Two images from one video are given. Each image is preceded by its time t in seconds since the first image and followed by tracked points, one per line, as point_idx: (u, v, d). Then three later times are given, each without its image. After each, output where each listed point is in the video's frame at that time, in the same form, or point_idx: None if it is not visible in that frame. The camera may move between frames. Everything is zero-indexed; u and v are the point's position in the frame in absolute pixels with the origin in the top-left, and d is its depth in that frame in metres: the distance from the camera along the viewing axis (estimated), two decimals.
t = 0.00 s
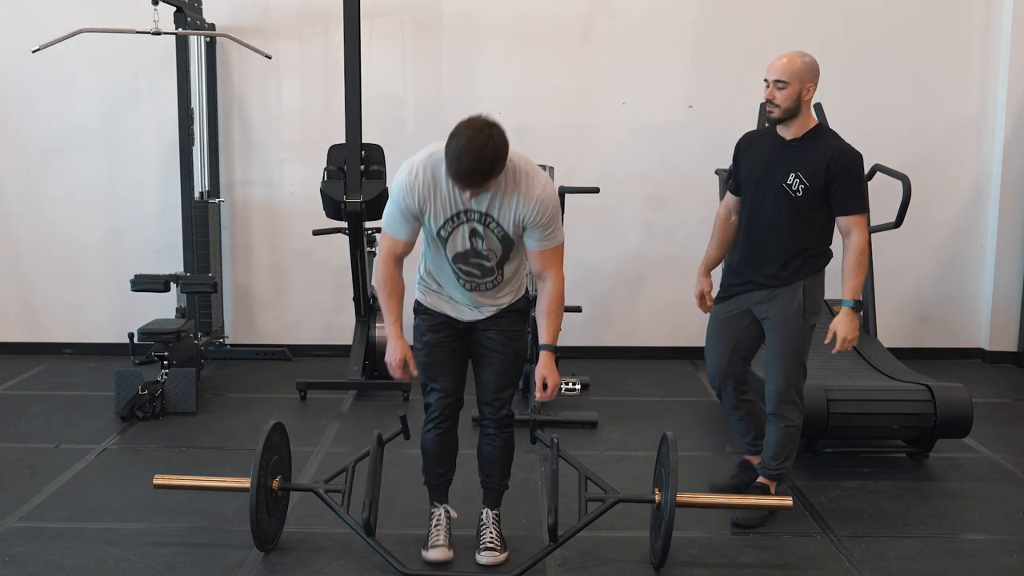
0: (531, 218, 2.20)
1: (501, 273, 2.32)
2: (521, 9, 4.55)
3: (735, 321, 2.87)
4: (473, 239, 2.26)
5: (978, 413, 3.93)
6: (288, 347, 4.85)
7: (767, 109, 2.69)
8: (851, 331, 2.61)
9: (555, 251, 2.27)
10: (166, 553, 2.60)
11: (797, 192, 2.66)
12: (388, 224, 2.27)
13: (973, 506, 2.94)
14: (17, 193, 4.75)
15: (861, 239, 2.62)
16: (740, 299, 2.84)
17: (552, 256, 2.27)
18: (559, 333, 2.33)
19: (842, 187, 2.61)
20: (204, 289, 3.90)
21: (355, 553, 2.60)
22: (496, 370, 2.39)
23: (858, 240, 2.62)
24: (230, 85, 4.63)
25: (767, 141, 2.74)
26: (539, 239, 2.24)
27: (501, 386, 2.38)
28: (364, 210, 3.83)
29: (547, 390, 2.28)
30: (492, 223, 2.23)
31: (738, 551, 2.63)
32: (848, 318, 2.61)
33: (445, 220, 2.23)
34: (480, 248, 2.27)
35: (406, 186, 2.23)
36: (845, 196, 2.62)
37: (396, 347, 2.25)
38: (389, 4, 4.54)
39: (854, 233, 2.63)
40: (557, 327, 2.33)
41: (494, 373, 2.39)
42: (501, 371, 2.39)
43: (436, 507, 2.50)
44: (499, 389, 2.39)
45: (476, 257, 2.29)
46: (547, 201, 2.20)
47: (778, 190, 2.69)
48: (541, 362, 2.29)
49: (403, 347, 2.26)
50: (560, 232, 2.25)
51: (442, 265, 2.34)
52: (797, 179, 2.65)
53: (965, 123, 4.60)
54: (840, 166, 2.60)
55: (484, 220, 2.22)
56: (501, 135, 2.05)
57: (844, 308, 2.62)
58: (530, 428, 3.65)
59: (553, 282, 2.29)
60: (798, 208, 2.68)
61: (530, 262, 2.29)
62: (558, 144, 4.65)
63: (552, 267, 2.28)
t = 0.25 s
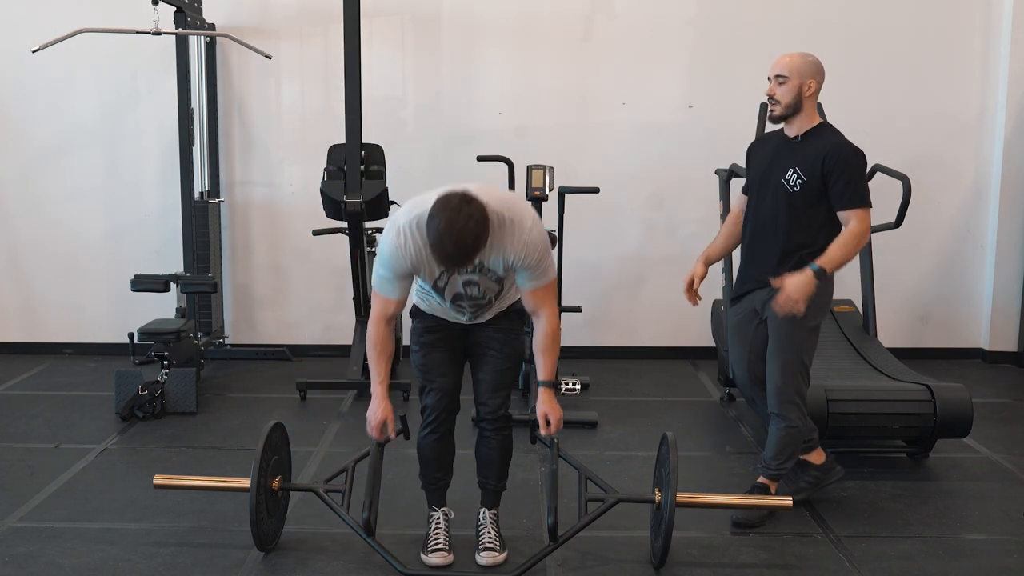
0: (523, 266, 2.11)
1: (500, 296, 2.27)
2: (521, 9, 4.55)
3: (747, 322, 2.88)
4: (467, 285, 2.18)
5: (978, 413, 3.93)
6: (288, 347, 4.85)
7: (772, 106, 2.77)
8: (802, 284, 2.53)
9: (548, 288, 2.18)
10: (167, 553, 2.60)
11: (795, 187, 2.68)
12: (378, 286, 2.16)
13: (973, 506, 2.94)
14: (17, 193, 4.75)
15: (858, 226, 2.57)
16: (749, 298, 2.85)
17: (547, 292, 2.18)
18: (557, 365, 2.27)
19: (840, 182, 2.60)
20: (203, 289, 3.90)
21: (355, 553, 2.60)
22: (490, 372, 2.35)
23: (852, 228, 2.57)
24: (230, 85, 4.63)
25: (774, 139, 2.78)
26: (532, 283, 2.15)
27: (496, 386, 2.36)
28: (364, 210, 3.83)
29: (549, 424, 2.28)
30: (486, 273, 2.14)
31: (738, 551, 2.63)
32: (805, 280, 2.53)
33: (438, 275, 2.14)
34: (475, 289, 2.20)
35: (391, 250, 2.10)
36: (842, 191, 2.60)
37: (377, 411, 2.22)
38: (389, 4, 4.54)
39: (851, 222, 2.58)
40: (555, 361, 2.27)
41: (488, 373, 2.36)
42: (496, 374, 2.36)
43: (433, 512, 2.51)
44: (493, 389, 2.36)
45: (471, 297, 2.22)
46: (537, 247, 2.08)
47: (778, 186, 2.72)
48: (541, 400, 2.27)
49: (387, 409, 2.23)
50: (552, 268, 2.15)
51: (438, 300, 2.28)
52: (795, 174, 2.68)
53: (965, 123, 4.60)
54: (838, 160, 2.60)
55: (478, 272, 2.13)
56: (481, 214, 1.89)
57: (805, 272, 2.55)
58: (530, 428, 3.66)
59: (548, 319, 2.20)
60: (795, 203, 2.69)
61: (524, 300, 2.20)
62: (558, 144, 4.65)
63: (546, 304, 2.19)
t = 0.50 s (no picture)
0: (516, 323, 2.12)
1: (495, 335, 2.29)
2: (521, 9, 4.55)
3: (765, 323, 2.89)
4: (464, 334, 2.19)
5: (978, 413, 3.93)
6: (288, 347, 4.85)
7: (780, 104, 2.79)
8: (786, 189, 2.45)
9: (543, 342, 2.18)
10: (167, 553, 2.60)
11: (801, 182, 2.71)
12: (375, 340, 2.18)
13: (973, 506, 2.94)
14: (17, 193, 4.75)
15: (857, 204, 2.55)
16: (763, 301, 2.88)
17: (541, 345, 2.19)
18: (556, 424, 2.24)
19: (840, 171, 2.61)
20: (203, 289, 3.90)
21: (355, 553, 2.60)
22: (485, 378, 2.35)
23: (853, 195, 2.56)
24: (230, 85, 4.63)
25: (786, 139, 2.83)
26: (526, 339, 2.16)
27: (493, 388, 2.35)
28: (364, 210, 3.83)
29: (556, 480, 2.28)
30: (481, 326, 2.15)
31: (738, 551, 2.63)
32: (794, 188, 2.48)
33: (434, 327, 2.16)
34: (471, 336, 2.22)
35: (388, 309, 2.12)
36: (842, 179, 2.60)
37: (365, 461, 2.26)
38: (389, 4, 4.54)
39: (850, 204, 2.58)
40: (554, 418, 2.23)
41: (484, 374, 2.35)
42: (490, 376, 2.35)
43: (433, 512, 2.51)
44: (491, 389, 2.36)
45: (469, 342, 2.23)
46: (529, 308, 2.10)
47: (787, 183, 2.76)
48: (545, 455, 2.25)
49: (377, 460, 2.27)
50: (546, 323, 2.16)
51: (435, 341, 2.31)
52: (801, 169, 2.71)
53: (965, 123, 4.60)
54: (839, 150, 2.62)
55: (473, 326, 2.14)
56: (473, 292, 1.90)
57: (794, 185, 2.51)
58: (530, 428, 3.66)
59: (542, 376, 2.19)
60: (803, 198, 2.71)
61: (517, 355, 2.21)
62: (558, 144, 4.65)
63: (540, 359, 2.19)
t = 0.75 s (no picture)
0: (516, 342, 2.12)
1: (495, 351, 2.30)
2: (521, 9, 4.55)
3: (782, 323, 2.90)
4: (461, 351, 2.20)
5: (978, 413, 3.93)
6: (288, 348, 4.85)
7: (790, 104, 2.78)
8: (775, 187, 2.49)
9: (544, 359, 2.17)
10: (167, 553, 2.60)
11: (812, 178, 2.72)
12: (375, 357, 2.19)
13: (974, 507, 2.94)
14: (17, 193, 4.75)
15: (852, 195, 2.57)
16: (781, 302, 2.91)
17: (543, 362, 2.18)
18: (564, 436, 2.25)
19: (844, 162, 2.61)
20: (203, 289, 3.90)
21: (355, 553, 2.60)
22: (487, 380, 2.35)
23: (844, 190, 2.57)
24: (230, 85, 4.63)
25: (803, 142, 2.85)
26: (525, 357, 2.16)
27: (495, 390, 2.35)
28: (364, 209, 3.83)
29: (557, 490, 2.31)
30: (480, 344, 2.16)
31: (738, 551, 2.64)
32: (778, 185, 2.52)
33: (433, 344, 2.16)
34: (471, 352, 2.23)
35: (386, 327, 2.11)
36: (845, 170, 2.60)
37: (364, 473, 2.28)
38: (389, 4, 4.54)
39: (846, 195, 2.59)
40: (560, 429, 2.25)
41: (486, 374, 2.35)
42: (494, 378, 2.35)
43: (433, 512, 2.51)
44: (491, 390, 2.36)
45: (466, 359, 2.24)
46: (529, 328, 2.09)
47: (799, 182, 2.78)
48: (551, 467, 2.28)
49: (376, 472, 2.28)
50: (547, 342, 2.15)
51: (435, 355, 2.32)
52: (812, 166, 2.73)
53: (965, 123, 4.60)
54: (843, 142, 2.63)
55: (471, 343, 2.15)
56: (471, 314, 1.90)
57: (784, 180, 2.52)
58: (529, 428, 3.66)
59: (544, 392, 2.20)
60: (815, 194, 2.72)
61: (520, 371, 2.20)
62: (558, 144, 4.65)
63: (542, 376, 2.19)
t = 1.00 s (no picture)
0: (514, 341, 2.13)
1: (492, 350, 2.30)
2: (521, 9, 4.55)
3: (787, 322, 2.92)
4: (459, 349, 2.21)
5: (978, 413, 3.93)
6: (288, 348, 4.85)
7: (798, 103, 2.79)
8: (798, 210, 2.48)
9: (544, 356, 2.18)
10: (167, 553, 2.60)
11: (820, 177, 2.72)
12: (373, 354, 2.19)
13: (974, 507, 2.94)
14: (17, 193, 4.75)
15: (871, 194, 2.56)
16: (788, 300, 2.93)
17: (542, 360, 2.19)
18: (563, 433, 2.26)
19: (853, 162, 2.61)
20: (203, 289, 3.90)
21: (355, 553, 2.60)
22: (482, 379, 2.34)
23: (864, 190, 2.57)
24: (231, 85, 4.64)
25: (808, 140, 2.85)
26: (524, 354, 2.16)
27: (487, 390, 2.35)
28: (364, 210, 3.83)
29: (557, 485, 2.32)
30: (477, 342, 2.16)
31: (738, 551, 2.64)
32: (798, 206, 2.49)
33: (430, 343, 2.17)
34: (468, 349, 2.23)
35: (384, 326, 2.12)
36: (856, 170, 2.60)
37: (365, 467, 2.29)
38: (389, 5, 4.54)
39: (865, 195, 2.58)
40: (560, 425, 2.27)
41: (480, 377, 2.35)
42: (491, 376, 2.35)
43: (431, 512, 2.50)
44: (485, 391, 2.35)
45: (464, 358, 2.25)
46: (528, 325, 2.10)
47: (807, 181, 2.77)
48: (549, 463, 2.29)
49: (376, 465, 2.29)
50: (547, 340, 2.16)
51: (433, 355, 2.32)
52: (819, 165, 2.72)
53: (966, 123, 4.60)
54: (850, 141, 2.62)
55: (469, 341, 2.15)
56: (473, 308, 1.90)
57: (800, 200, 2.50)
58: (529, 428, 3.66)
59: (545, 388, 2.21)
60: (823, 194, 2.72)
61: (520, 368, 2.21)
62: (558, 144, 4.65)
63: (542, 373, 2.20)
